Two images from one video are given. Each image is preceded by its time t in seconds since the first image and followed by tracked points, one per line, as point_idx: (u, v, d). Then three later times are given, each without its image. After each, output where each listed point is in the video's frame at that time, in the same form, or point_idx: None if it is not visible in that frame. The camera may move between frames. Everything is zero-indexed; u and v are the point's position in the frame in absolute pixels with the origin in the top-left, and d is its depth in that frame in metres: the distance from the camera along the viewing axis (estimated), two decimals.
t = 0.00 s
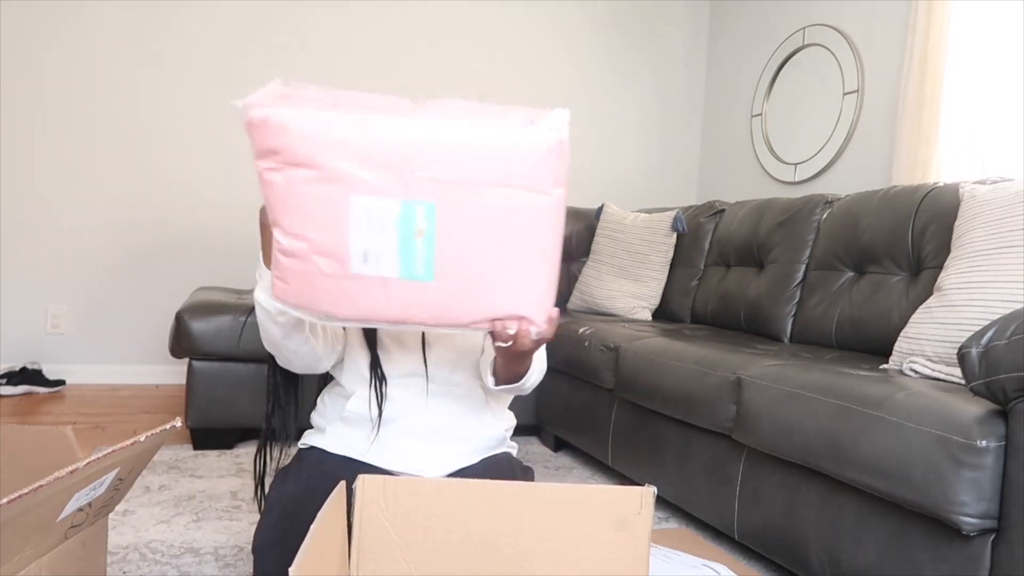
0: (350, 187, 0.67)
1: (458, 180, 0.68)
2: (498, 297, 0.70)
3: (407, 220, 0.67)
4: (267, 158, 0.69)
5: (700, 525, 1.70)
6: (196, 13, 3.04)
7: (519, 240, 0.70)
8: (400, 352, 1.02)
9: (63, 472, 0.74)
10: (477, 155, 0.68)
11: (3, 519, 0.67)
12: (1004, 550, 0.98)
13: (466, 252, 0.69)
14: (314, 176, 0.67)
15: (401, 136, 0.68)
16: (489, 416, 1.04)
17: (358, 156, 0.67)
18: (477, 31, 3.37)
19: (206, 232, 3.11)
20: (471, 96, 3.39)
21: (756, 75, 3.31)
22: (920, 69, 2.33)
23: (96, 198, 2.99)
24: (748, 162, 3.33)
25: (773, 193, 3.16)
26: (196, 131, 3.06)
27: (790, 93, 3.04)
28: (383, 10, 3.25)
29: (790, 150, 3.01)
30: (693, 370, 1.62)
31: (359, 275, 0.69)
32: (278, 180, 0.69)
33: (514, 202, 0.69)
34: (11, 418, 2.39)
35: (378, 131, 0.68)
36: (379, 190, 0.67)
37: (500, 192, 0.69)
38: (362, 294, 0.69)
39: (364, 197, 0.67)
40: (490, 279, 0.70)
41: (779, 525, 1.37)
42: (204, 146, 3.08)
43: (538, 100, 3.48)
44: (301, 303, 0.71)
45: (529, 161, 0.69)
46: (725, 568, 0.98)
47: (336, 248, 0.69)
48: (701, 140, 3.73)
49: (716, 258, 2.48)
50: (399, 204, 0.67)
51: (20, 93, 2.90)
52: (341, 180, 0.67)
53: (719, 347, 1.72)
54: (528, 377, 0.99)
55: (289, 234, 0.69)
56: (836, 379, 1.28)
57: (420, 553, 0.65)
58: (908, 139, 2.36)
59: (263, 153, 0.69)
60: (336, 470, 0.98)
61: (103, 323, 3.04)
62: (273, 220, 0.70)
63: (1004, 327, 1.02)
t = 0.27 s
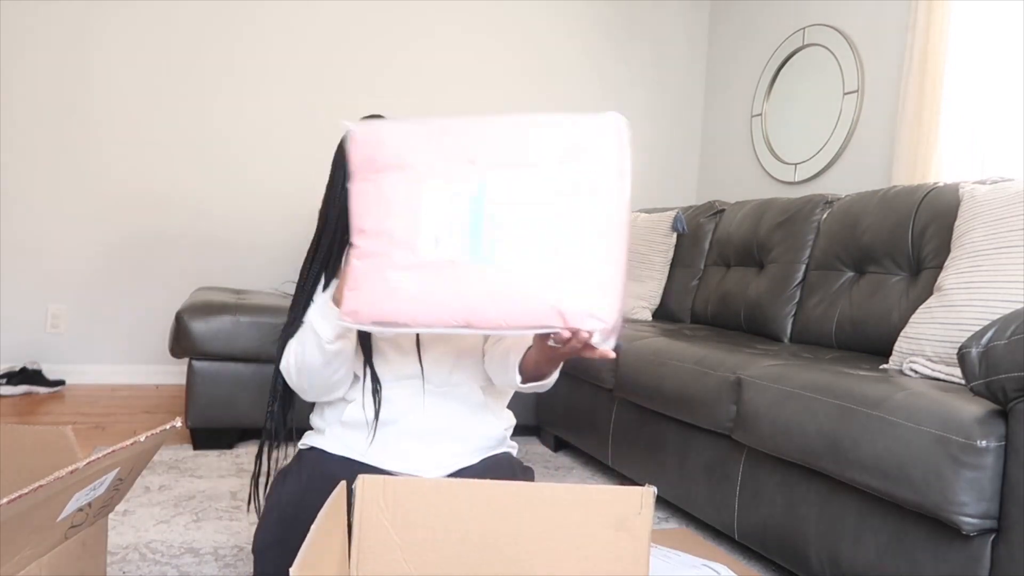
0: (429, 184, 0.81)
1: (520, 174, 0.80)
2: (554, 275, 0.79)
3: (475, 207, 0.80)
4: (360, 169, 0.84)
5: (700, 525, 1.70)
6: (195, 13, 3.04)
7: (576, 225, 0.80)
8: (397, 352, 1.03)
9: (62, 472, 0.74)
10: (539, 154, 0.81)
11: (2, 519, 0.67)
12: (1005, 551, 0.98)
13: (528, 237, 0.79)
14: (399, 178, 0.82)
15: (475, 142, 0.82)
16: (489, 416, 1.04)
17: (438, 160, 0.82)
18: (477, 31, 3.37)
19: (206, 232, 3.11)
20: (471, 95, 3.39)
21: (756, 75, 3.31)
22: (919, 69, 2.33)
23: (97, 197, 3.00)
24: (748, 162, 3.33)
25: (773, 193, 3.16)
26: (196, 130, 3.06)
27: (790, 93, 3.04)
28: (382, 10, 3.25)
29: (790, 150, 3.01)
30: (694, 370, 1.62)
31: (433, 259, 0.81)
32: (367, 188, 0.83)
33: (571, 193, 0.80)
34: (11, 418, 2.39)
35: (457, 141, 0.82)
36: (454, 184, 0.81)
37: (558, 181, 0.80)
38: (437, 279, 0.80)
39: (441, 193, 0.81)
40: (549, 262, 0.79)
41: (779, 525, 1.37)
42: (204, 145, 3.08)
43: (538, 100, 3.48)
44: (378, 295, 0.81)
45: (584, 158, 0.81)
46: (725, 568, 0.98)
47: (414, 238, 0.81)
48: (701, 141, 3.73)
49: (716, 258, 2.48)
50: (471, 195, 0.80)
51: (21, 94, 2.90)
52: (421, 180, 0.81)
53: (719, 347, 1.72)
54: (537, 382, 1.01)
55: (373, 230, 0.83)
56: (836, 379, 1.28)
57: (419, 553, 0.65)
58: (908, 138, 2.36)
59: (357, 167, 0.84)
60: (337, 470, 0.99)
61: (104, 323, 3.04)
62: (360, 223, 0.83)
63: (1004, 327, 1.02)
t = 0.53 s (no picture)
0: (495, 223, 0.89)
1: (581, 220, 0.86)
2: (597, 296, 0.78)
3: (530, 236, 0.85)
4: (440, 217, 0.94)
5: (700, 525, 1.70)
6: (195, 13, 3.04)
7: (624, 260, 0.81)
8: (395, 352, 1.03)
9: (62, 472, 0.74)
10: (599, 206, 0.87)
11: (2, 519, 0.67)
12: (1005, 551, 0.98)
13: (583, 266, 0.81)
14: (469, 218, 0.91)
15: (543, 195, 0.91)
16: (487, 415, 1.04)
17: (509, 206, 0.90)
18: (477, 31, 3.37)
19: (207, 232, 3.11)
20: (471, 95, 3.39)
21: (756, 75, 3.31)
22: (919, 69, 2.33)
23: (97, 197, 3.00)
24: (748, 162, 3.32)
25: (773, 193, 3.16)
26: (196, 130, 3.06)
27: (790, 93, 3.04)
28: (382, 9, 3.25)
29: (790, 150, 3.01)
30: (694, 370, 1.62)
31: (481, 278, 0.83)
32: (440, 228, 0.92)
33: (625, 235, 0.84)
34: (12, 418, 2.39)
35: (529, 194, 0.91)
36: (517, 221, 0.87)
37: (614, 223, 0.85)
38: (483, 295, 0.82)
39: (504, 228, 0.88)
40: (590, 285, 0.79)
41: (779, 526, 1.37)
42: (203, 145, 3.08)
43: (538, 100, 3.48)
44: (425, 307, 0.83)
45: (644, 214, 0.86)
46: (725, 568, 0.98)
47: (469, 261, 0.85)
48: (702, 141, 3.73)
49: (716, 258, 2.47)
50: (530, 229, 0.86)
51: (21, 94, 2.90)
52: (498, 219, 0.89)
53: (720, 348, 1.72)
54: (547, 409, 0.98)
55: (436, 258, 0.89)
56: (836, 379, 1.28)
57: (419, 553, 0.65)
58: (908, 138, 2.36)
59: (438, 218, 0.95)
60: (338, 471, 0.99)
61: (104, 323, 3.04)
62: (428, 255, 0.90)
63: (1004, 327, 1.02)
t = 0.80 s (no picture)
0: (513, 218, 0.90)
1: (598, 217, 0.88)
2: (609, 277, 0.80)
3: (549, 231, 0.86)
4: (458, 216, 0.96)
5: (699, 525, 1.70)
6: (195, 13, 3.04)
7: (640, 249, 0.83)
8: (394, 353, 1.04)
9: (62, 472, 0.74)
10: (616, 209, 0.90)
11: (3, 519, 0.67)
12: (1004, 551, 0.98)
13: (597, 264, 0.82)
14: (489, 214, 0.92)
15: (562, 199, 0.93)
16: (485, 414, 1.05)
17: (526, 206, 0.92)
18: (477, 30, 3.37)
19: (207, 232, 3.11)
20: (471, 95, 3.39)
21: (756, 75, 3.31)
22: (919, 69, 2.33)
23: (97, 197, 3.00)
24: (748, 162, 3.32)
25: (773, 193, 3.15)
26: (196, 130, 3.06)
27: (790, 93, 3.04)
28: (382, 9, 3.25)
29: (790, 150, 3.01)
30: (694, 370, 1.62)
31: (499, 265, 0.84)
32: (452, 224, 0.93)
33: (642, 236, 0.86)
34: (11, 418, 2.39)
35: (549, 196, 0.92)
36: (534, 216, 0.89)
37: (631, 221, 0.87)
38: (502, 286, 0.83)
39: (523, 223, 0.89)
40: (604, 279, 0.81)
41: (779, 525, 1.37)
42: (203, 145, 3.08)
43: (539, 100, 3.48)
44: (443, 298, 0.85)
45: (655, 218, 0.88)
46: (725, 568, 0.98)
47: (486, 250, 0.86)
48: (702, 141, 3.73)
49: (716, 258, 2.47)
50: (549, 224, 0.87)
51: (22, 94, 2.90)
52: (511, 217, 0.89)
53: (720, 348, 1.72)
54: (561, 414, 0.99)
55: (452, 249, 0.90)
56: (836, 379, 1.28)
57: (419, 553, 0.65)
58: (908, 138, 2.36)
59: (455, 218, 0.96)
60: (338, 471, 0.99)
61: (104, 323, 3.04)
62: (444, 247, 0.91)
63: (1004, 327, 1.02)
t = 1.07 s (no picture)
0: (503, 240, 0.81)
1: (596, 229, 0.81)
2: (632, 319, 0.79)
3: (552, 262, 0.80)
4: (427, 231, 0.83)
5: (700, 525, 1.70)
6: (194, 13, 3.04)
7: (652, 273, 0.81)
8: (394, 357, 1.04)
9: (62, 472, 0.74)
10: (606, 204, 0.82)
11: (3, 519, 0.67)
12: (1005, 551, 0.98)
13: (613, 300, 0.79)
14: (471, 236, 0.81)
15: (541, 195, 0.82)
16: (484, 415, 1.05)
17: (507, 214, 0.81)
18: (477, 30, 3.37)
19: (207, 232, 3.10)
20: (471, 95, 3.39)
21: (756, 75, 3.31)
22: (919, 69, 2.33)
23: (97, 197, 3.00)
24: (748, 162, 3.33)
25: (773, 193, 3.16)
26: (196, 130, 3.07)
27: (790, 93, 3.04)
28: (382, 9, 3.25)
29: (790, 150, 3.01)
30: (695, 370, 1.62)
31: (516, 317, 0.79)
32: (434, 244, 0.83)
33: (648, 244, 0.81)
34: (11, 418, 2.39)
35: (532, 199, 0.82)
36: (529, 240, 0.80)
37: (630, 227, 0.81)
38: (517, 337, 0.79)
39: (519, 252, 0.80)
40: (627, 314, 0.79)
41: (779, 526, 1.37)
42: (203, 145, 3.08)
43: (538, 100, 3.48)
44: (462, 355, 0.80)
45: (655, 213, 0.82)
46: (725, 568, 0.98)
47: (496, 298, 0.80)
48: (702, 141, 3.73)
49: (716, 258, 2.47)
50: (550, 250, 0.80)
51: (22, 94, 2.90)
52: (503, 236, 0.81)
53: (720, 348, 1.72)
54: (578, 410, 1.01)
55: (447, 288, 0.81)
56: (837, 379, 1.28)
57: (420, 553, 0.65)
58: (908, 138, 2.36)
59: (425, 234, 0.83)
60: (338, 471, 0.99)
61: (104, 323, 3.04)
62: (433, 282, 0.82)
63: (1004, 327, 1.02)
